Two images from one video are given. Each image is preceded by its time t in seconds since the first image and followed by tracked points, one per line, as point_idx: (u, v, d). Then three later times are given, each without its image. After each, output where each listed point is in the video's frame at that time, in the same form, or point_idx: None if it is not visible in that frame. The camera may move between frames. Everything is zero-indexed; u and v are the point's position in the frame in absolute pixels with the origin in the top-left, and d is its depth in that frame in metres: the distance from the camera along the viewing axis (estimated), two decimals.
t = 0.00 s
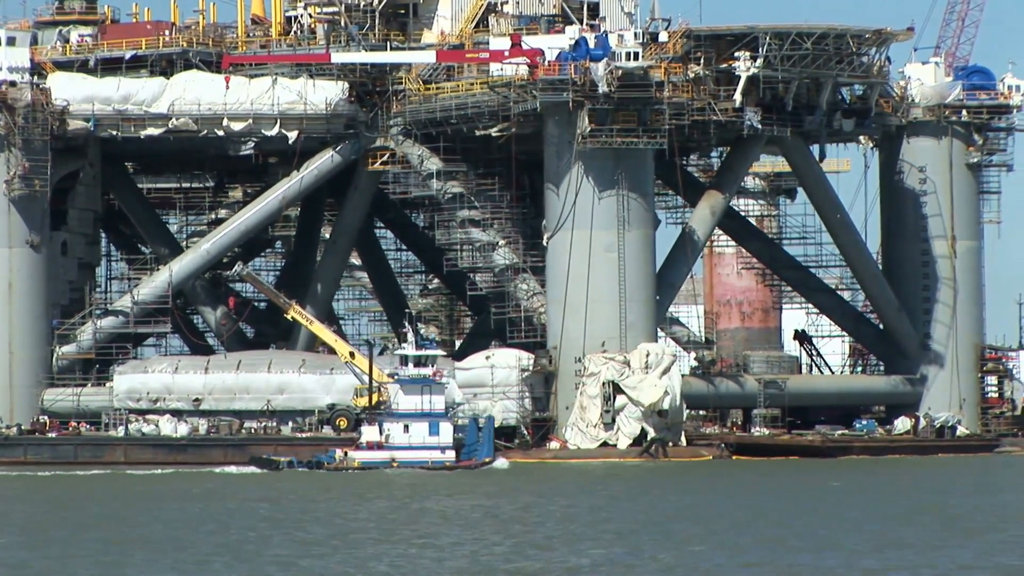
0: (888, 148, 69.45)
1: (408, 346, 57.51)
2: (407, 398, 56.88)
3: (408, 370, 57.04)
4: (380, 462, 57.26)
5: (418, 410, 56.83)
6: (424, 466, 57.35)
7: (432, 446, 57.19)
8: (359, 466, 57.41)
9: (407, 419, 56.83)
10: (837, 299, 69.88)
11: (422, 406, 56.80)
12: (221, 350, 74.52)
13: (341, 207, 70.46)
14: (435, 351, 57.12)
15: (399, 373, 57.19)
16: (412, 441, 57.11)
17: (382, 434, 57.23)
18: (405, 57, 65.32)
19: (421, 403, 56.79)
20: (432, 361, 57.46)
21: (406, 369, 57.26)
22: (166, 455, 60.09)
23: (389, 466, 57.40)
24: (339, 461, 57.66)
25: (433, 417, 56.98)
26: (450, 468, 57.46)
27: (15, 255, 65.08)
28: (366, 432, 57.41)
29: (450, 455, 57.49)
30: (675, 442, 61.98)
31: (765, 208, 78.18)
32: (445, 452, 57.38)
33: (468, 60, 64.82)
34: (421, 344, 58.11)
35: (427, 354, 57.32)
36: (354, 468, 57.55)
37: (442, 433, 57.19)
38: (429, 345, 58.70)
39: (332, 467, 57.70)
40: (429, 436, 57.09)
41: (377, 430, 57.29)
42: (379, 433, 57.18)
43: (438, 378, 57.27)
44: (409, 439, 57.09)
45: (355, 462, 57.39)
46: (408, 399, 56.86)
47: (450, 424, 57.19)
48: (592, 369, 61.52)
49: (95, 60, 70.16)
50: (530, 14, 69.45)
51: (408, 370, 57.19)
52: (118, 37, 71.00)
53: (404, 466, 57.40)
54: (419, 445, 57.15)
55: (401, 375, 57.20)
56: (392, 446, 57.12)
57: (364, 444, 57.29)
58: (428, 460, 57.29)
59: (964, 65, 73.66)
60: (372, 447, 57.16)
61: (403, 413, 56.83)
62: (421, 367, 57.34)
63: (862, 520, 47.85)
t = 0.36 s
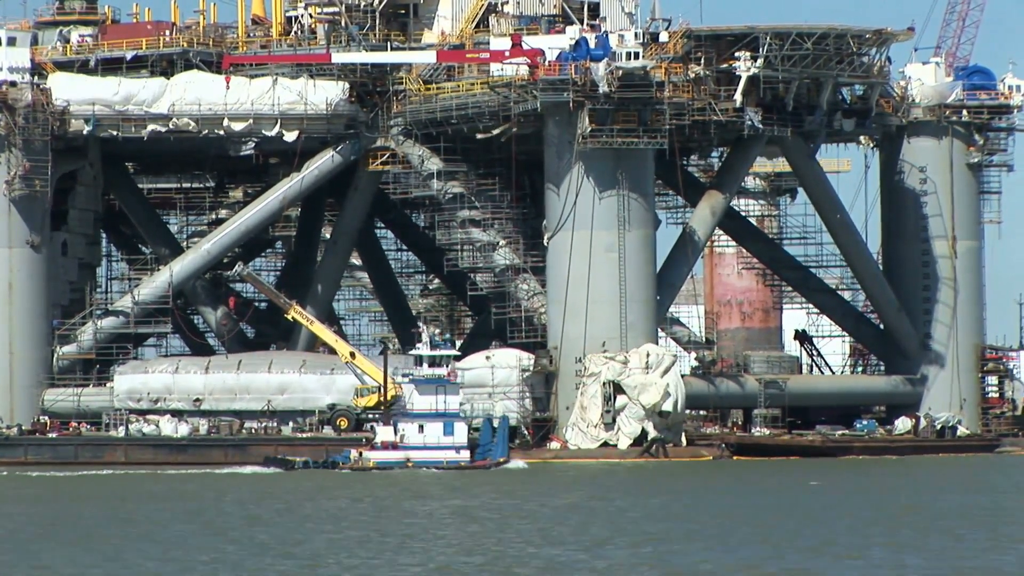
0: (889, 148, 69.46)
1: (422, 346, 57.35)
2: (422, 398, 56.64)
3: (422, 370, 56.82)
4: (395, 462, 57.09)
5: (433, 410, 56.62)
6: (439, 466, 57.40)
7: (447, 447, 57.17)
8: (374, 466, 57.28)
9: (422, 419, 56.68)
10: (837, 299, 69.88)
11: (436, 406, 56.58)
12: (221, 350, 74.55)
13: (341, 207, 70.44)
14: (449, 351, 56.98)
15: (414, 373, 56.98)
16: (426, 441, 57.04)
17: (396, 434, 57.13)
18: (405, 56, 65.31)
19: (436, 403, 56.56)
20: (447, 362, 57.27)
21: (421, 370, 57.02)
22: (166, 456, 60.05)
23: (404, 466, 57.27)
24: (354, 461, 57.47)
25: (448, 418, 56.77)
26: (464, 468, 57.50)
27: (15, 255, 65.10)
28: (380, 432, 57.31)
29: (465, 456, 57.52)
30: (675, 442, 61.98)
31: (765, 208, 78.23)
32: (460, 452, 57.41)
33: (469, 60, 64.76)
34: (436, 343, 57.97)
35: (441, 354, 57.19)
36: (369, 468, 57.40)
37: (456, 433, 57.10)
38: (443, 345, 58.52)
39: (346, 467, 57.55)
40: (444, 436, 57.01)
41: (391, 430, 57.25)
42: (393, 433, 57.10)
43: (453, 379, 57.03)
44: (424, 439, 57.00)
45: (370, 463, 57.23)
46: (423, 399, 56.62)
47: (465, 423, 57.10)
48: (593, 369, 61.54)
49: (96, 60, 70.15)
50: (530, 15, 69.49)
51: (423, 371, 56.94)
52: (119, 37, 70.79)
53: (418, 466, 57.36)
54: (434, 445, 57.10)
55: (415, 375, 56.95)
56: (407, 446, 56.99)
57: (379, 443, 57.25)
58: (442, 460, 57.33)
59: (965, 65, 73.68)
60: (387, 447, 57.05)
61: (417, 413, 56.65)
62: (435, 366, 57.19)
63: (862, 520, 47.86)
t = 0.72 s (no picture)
0: (889, 149, 69.46)
1: (438, 348, 59.92)
2: (437, 399, 59.12)
3: (436, 372, 59.28)
4: (410, 463, 57.67)
5: (447, 410, 57.80)
6: (455, 466, 57.79)
7: (462, 447, 57.55)
8: (389, 466, 57.67)
9: (436, 419, 57.40)
10: (838, 300, 69.87)
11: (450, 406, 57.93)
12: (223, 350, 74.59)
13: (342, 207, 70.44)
14: (462, 353, 59.51)
15: (429, 375, 59.51)
16: (441, 441, 57.54)
17: (411, 435, 57.67)
18: (405, 58, 65.44)
19: (450, 403, 58.99)
20: (460, 362, 59.78)
21: (437, 371, 59.51)
22: (167, 456, 60.06)
23: (419, 466, 57.85)
24: (369, 462, 57.74)
25: (463, 418, 57.48)
26: (479, 468, 57.79)
27: (15, 256, 65.07)
28: (396, 432, 57.83)
29: (479, 457, 57.81)
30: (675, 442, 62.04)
31: (766, 209, 78.27)
32: (474, 453, 57.73)
33: (469, 61, 64.83)
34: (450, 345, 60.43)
35: (456, 356, 59.86)
36: (384, 469, 57.74)
37: (471, 434, 57.49)
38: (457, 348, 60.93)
39: (362, 467, 57.69)
40: (459, 436, 57.44)
41: (406, 431, 57.73)
42: (408, 433, 57.62)
43: (467, 379, 59.37)
44: (439, 440, 57.52)
45: (385, 463, 57.60)
46: (438, 400, 59.12)
47: (480, 424, 57.45)
48: (593, 369, 61.67)
49: (96, 60, 70.15)
50: (531, 16, 69.47)
51: (438, 371, 59.39)
52: (119, 38, 70.87)
53: (434, 466, 57.87)
54: (448, 445, 57.57)
55: (430, 376, 59.36)
56: (422, 446, 57.55)
57: (394, 444, 57.67)
58: (458, 461, 57.72)
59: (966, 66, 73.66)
60: (402, 447, 57.53)
61: (433, 413, 57.53)
62: (450, 367, 59.68)
63: (863, 520, 47.94)
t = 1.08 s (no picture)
0: (889, 150, 69.45)
1: (451, 348, 58.77)
2: (451, 400, 57.99)
3: (450, 372, 58.27)
4: (424, 464, 57.57)
5: (461, 411, 57.80)
6: (468, 467, 57.86)
7: (475, 448, 57.72)
8: (403, 467, 57.60)
9: (450, 420, 57.57)
10: (839, 301, 69.90)
11: (464, 408, 57.81)
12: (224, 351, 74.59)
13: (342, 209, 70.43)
14: (476, 354, 58.44)
15: (443, 375, 58.42)
16: (455, 442, 57.63)
17: (425, 435, 57.56)
18: (405, 58, 65.53)
19: (463, 405, 57.80)
20: (475, 363, 58.72)
21: (449, 371, 58.45)
22: (167, 457, 60.04)
23: (432, 467, 57.74)
24: (382, 462, 57.70)
25: (476, 419, 57.65)
26: (493, 468, 57.98)
27: (16, 258, 65.10)
28: (409, 433, 57.73)
29: (492, 457, 58.01)
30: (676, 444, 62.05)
31: (767, 210, 78.30)
32: (488, 454, 57.90)
33: (469, 62, 65.02)
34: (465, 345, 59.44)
35: (469, 356, 58.61)
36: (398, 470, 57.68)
37: (484, 435, 57.73)
38: (472, 348, 59.91)
39: (376, 468, 57.67)
40: (472, 437, 57.64)
41: (420, 432, 57.59)
42: (422, 434, 57.52)
43: (481, 380, 58.33)
44: (452, 440, 57.58)
45: (399, 463, 57.56)
46: (452, 401, 57.98)
47: (493, 425, 57.71)
48: (593, 371, 61.65)
49: (97, 62, 70.12)
50: (532, 17, 69.42)
51: (451, 372, 58.36)
52: (118, 40, 71.52)
53: (448, 467, 57.85)
54: (463, 446, 57.68)
55: (444, 376, 58.35)
56: (436, 447, 57.52)
57: (408, 445, 57.60)
58: (471, 461, 57.83)
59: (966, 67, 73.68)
60: (416, 448, 57.44)
61: (446, 414, 57.86)
62: (463, 368, 58.61)
63: (863, 520, 48.02)
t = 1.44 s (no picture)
0: (891, 152, 69.41)
1: (468, 349, 58.82)
2: (466, 401, 57.90)
3: (467, 373, 58.19)
4: (441, 464, 57.37)
5: (477, 412, 57.75)
6: (484, 467, 57.82)
7: (492, 449, 57.70)
8: (420, 468, 57.43)
9: (466, 420, 57.61)
10: (841, 302, 69.79)
11: (481, 409, 57.75)
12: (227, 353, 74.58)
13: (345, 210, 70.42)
14: (492, 354, 58.53)
15: (459, 376, 58.27)
16: (471, 444, 57.59)
17: (441, 436, 57.51)
18: (407, 59, 65.39)
19: (480, 405, 57.77)
20: (491, 364, 58.74)
21: (466, 372, 58.40)
22: (170, 458, 60.03)
23: (448, 468, 57.59)
24: (399, 463, 57.52)
25: (492, 420, 57.76)
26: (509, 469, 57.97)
27: (18, 259, 65.13)
28: (424, 434, 57.60)
29: (508, 458, 57.93)
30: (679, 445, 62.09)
31: (769, 211, 78.31)
32: (505, 454, 57.86)
33: (471, 63, 64.44)
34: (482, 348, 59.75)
35: (485, 357, 58.64)
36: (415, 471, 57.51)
37: (501, 436, 57.75)
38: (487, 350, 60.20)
39: (393, 469, 57.54)
40: (488, 438, 57.64)
41: (436, 433, 57.56)
42: (438, 435, 57.47)
43: (497, 382, 58.30)
44: (469, 441, 57.57)
45: (416, 464, 57.36)
46: (468, 402, 57.86)
47: (509, 425, 57.76)
48: (595, 372, 61.67)
49: (99, 63, 70.06)
50: (534, 18, 69.70)
51: (467, 373, 58.29)
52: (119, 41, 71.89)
53: (463, 468, 57.77)
54: (479, 446, 57.64)
55: (460, 377, 58.24)
56: (452, 448, 57.42)
57: (424, 446, 57.47)
58: (487, 462, 57.77)
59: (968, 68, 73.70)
60: (433, 449, 57.31)
61: (462, 415, 57.85)
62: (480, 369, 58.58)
63: (865, 521, 48.08)
